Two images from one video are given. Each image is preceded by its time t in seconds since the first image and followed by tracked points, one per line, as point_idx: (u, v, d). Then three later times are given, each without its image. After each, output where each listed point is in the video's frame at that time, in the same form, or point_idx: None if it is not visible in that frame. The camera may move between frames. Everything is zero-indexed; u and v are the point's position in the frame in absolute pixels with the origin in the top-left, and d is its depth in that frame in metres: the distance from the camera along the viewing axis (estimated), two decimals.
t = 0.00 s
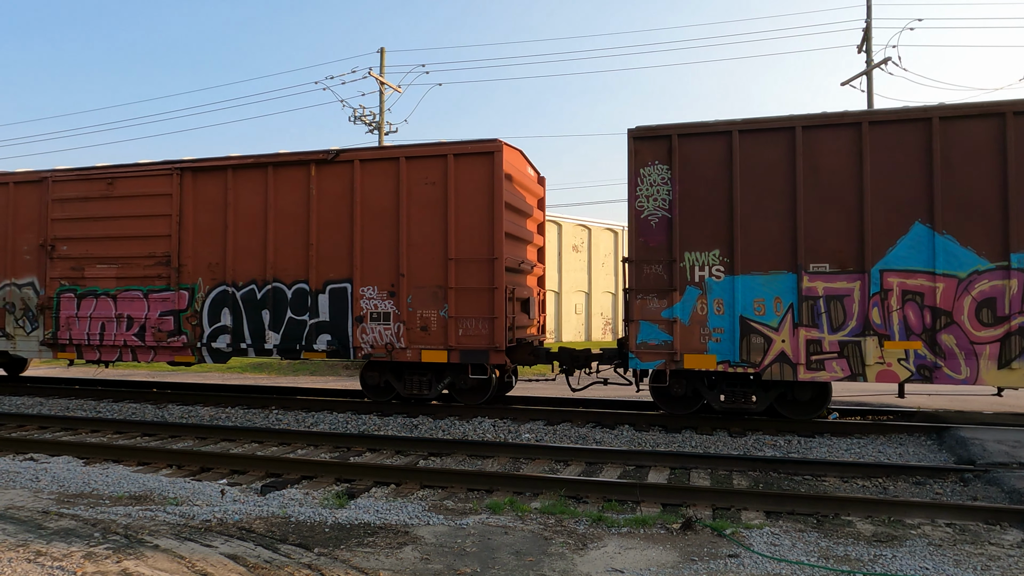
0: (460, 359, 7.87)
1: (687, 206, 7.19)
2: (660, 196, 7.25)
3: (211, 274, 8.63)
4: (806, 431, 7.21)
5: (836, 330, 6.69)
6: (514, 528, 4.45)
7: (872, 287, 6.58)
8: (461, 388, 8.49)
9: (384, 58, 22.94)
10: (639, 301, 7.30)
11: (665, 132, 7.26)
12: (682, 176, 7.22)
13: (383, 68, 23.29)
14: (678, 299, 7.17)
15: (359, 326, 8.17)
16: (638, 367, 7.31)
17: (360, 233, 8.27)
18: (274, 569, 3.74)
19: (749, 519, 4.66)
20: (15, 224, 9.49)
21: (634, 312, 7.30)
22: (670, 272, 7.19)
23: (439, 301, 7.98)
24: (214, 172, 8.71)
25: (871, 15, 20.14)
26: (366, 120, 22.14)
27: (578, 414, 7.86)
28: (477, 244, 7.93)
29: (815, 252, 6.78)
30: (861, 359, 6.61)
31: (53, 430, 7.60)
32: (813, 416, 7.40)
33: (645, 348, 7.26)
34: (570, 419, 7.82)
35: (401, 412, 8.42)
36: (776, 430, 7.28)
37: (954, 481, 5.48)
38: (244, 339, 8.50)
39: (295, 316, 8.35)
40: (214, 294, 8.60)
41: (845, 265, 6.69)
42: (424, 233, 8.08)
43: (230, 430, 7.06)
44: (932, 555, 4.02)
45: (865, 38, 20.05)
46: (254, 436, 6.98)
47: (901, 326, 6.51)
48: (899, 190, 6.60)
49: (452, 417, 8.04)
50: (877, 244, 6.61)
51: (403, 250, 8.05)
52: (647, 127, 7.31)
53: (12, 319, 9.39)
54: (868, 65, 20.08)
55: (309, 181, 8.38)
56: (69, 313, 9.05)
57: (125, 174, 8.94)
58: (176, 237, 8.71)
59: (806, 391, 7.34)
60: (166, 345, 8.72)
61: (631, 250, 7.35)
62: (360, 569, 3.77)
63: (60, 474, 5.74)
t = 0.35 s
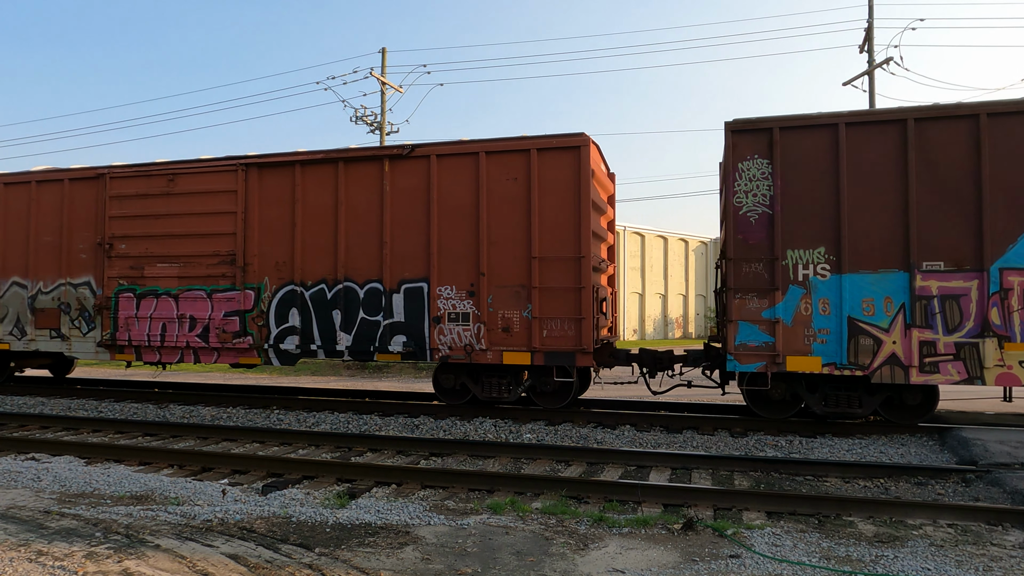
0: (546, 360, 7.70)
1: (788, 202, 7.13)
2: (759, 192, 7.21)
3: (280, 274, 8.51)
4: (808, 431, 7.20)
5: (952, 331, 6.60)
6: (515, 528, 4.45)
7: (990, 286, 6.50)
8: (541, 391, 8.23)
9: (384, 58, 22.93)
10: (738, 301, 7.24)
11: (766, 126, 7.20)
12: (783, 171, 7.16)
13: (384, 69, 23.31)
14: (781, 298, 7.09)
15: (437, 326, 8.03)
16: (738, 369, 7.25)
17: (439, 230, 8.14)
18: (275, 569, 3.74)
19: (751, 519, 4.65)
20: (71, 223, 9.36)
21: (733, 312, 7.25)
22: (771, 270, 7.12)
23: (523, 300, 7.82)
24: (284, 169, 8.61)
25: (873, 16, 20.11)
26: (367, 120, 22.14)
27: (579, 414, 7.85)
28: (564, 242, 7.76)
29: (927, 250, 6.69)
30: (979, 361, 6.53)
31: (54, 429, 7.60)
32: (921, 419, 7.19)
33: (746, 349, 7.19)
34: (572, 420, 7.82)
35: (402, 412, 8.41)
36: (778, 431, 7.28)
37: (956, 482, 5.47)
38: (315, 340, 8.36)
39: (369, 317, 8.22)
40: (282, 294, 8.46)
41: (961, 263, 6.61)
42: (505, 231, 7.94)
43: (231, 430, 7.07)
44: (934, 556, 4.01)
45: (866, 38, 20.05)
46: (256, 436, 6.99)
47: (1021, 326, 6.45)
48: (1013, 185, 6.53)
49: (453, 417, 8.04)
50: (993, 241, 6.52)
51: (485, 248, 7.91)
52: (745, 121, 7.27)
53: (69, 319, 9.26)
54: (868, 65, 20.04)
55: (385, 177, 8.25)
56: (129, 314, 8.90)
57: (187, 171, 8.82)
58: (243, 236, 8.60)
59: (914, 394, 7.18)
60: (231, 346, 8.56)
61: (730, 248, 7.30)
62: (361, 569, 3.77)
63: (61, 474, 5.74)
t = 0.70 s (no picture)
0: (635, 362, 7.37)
1: (896, 197, 6.91)
2: (866, 188, 6.99)
3: (351, 272, 8.21)
4: (809, 431, 7.20)
5: None
6: (516, 528, 4.45)
7: None
8: (626, 394, 7.90)
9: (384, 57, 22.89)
10: (843, 301, 6.99)
11: (873, 119, 7.00)
12: (891, 165, 6.94)
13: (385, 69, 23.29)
14: (891, 298, 6.84)
15: (518, 327, 7.70)
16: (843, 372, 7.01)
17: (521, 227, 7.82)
18: (276, 569, 3.73)
19: (751, 519, 4.65)
20: (128, 220, 9.06)
21: (838, 313, 7.00)
22: (880, 269, 6.89)
23: (612, 300, 7.48)
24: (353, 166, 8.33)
25: (874, 16, 20.09)
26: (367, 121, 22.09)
27: (580, 414, 7.85)
28: (655, 239, 7.42)
29: None
30: None
31: (55, 429, 7.60)
32: None
33: (852, 351, 6.95)
34: (572, 420, 7.82)
35: (403, 412, 8.41)
36: (779, 431, 7.28)
37: (956, 482, 5.46)
38: (388, 341, 8.05)
39: (447, 317, 7.91)
40: (355, 293, 8.17)
41: None
42: (592, 229, 7.60)
43: (231, 429, 7.07)
44: (934, 556, 4.01)
45: (867, 38, 20.06)
46: (256, 436, 6.99)
47: None
48: None
49: (454, 417, 8.04)
50: None
51: (571, 245, 7.58)
52: (850, 113, 7.07)
53: (126, 319, 8.97)
54: (869, 65, 20.01)
55: (463, 172, 7.96)
56: (191, 314, 8.61)
57: (253, 167, 8.55)
58: (312, 233, 8.31)
59: None
60: (299, 347, 8.25)
61: (835, 245, 7.07)
62: (361, 569, 3.77)
63: (62, 474, 5.74)
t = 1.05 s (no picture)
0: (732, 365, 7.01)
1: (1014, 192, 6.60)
2: (982, 182, 6.66)
3: (424, 270, 7.88)
4: (807, 430, 7.21)
5: None
6: (515, 528, 4.45)
7: None
8: (717, 396, 7.55)
9: (383, 58, 22.89)
10: (957, 299, 6.66)
11: (989, 109, 6.66)
12: (1008, 159, 6.62)
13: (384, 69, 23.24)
14: (1009, 296, 6.53)
15: (605, 327, 7.35)
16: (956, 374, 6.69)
17: (606, 223, 7.44)
18: (276, 568, 3.73)
19: (750, 518, 4.65)
20: (188, 217, 8.71)
21: (951, 312, 6.66)
22: (997, 267, 6.57)
23: (705, 299, 7.11)
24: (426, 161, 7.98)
25: (875, 16, 20.08)
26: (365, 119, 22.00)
27: (579, 414, 7.86)
28: (752, 236, 7.02)
29: None
30: None
31: (54, 429, 7.59)
32: None
33: (966, 352, 6.64)
34: (572, 420, 7.81)
35: (402, 412, 8.40)
36: (779, 430, 7.29)
37: (954, 481, 5.48)
38: (465, 342, 7.72)
39: (527, 317, 7.55)
40: (429, 292, 7.83)
41: None
42: (684, 224, 7.22)
43: (230, 429, 7.06)
44: (932, 554, 4.02)
45: (866, 38, 20.05)
46: (255, 435, 7.00)
47: None
48: None
49: (453, 417, 8.04)
50: None
51: (662, 242, 7.21)
52: (963, 104, 6.75)
53: (185, 319, 8.61)
54: (869, 64, 19.95)
55: (544, 166, 7.58)
56: (254, 314, 8.27)
57: (321, 161, 8.22)
58: (382, 231, 7.97)
59: None
60: (370, 348, 7.92)
61: (946, 242, 6.73)
62: (360, 568, 3.77)
63: (61, 474, 5.73)
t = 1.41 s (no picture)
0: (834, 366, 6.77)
1: None
2: None
3: (502, 268, 7.66)
4: (804, 428, 7.24)
5: None
6: (512, 527, 4.44)
7: None
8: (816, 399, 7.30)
9: (382, 57, 22.94)
10: None
11: None
12: None
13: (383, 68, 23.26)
14: None
15: (697, 327, 7.11)
16: None
17: (698, 219, 7.21)
18: (273, 568, 3.73)
19: (746, 517, 4.65)
20: (249, 214, 8.55)
21: None
22: None
23: (805, 298, 6.87)
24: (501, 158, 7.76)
25: (871, 15, 20.12)
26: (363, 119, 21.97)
27: (576, 413, 7.87)
28: (854, 232, 6.80)
29: None
30: None
31: (51, 429, 7.57)
32: None
33: None
34: (569, 420, 7.80)
35: (399, 412, 8.38)
36: (776, 428, 7.31)
37: (951, 480, 5.48)
38: (546, 343, 7.48)
39: (613, 318, 7.33)
40: (508, 292, 7.61)
41: None
42: (780, 220, 7.00)
43: (227, 429, 7.06)
44: (928, 553, 4.02)
45: (863, 37, 20.09)
46: (252, 434, 6.99)
47: None
48: None
49: (450, 417, 8.02)
50: None
51: (758, 239, 6.98)
52: None
53: (248, 320, 8.44)
54: (866, 64, 19.97)
55: (632, 161, 7.37)
56: (321, 314, 8.07)
57: (391, 156, 8.05)
58: (459, 228, 7.76)
59: None
60: (445, 349, 7.71)
61: None
62: (357, 568, 3.76)
63: (58, 473, 5.72)
